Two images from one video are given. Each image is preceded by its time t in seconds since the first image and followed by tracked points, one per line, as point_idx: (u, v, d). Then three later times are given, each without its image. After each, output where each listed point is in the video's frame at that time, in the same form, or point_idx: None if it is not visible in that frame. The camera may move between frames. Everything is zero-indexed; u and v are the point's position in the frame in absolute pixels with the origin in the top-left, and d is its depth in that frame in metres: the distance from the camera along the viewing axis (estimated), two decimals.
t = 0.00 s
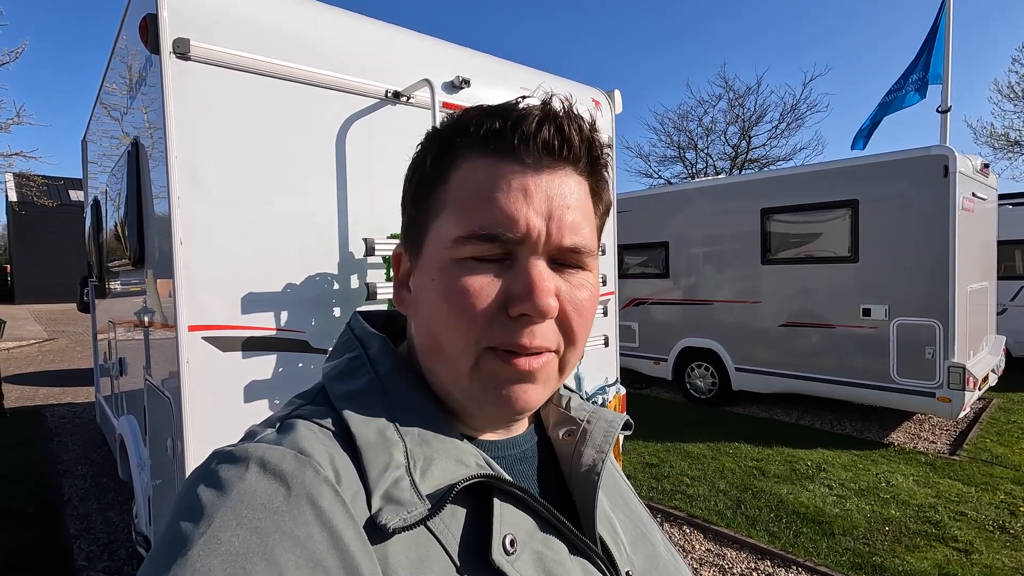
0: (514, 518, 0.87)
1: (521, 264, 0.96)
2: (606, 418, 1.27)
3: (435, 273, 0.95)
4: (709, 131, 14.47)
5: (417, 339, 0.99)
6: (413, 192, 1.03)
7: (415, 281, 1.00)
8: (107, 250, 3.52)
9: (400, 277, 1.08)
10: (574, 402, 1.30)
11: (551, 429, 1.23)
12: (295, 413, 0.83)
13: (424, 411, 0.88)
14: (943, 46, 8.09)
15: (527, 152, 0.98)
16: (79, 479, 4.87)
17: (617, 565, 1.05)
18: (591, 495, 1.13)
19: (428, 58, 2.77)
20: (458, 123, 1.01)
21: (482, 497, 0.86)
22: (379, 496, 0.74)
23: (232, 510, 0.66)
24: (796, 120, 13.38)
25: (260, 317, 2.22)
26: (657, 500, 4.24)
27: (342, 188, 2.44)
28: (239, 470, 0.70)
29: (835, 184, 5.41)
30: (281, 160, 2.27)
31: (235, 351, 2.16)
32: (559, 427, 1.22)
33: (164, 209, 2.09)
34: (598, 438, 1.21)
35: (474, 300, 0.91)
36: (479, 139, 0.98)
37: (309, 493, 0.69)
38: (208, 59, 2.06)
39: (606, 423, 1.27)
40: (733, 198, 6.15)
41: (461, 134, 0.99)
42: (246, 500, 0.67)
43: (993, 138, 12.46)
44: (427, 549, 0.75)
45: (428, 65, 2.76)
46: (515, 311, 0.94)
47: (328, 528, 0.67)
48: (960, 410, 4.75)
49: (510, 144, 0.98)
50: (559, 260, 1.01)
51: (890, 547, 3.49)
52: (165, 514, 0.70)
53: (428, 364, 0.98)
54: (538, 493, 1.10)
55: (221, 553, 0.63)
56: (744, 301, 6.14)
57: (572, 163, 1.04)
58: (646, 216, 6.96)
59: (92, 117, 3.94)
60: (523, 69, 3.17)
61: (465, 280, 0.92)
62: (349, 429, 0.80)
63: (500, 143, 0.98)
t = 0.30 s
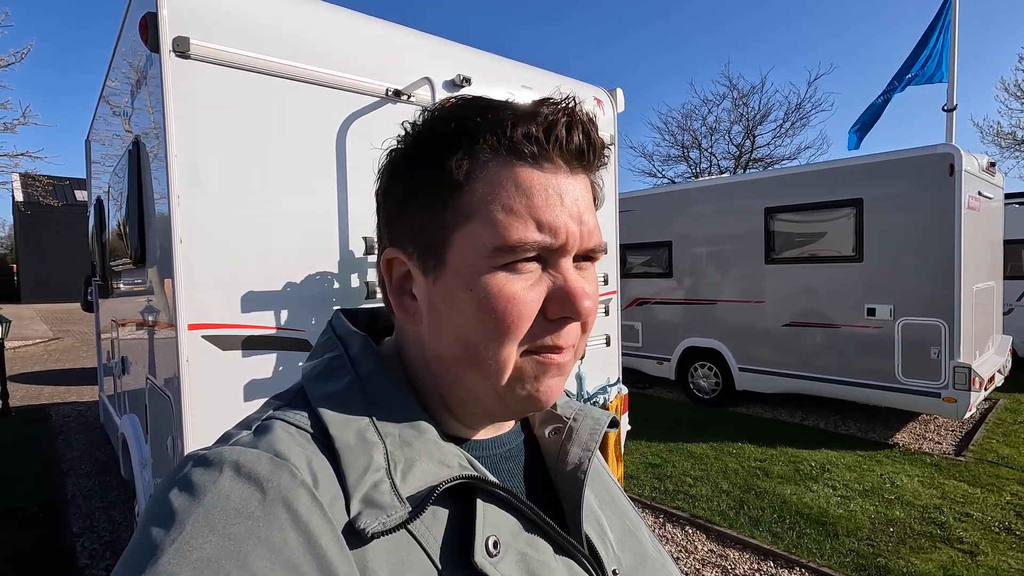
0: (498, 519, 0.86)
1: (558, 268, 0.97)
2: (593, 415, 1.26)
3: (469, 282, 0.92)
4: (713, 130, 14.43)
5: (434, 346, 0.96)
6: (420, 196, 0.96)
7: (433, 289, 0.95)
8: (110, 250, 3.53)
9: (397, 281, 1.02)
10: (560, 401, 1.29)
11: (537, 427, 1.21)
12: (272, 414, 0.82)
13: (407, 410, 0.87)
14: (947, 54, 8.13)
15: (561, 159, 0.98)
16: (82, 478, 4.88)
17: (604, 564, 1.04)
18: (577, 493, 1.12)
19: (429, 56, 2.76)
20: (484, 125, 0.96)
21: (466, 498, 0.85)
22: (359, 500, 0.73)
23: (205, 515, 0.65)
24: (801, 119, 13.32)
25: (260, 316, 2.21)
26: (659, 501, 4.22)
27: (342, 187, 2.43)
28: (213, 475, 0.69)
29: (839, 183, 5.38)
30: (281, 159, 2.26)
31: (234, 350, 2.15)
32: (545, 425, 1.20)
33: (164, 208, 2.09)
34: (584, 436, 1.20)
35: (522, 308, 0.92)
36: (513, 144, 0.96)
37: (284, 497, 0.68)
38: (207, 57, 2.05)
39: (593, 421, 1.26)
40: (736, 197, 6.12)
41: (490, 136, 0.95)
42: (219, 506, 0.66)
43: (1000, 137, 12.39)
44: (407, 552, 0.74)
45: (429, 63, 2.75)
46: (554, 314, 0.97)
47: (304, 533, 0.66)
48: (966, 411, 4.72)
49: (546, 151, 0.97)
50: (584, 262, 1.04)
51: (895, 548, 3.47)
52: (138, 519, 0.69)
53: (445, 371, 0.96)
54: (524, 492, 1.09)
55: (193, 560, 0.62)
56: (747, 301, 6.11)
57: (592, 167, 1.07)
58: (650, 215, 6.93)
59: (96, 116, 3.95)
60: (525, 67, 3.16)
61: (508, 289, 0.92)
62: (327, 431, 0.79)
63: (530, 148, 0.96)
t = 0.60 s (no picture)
0: (490, 519, 0.85)
1: (548, 263, 0.97)
2: (585, 414, 1.26)
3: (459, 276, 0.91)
4: (718, 130, 14.39)
5: (424, 343, 0.96)
6: (410, 193, 0.95)
7: (422, 285, 0.95)
8: (115, 250, 3.55)
9: (387, 279, 1.01)
10: (552, 401, 1.29)
11: (529, 427, 1.21)
12: (261, 417, 0.82)
13: (398, 411, 0.86)
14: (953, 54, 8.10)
15: (550, 153, 0.99)
16: (88, 477, 4.91)
17: (596, 564, 1.03)
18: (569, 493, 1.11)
19: (431, 56, 2.75)
20: (476, 121, 0.97)
21: (457, 499, 0.85)
22: (349, 502, 0.73)
23: (192, 520, 0.65)
24: (807, 119, 13.26)
25: (262, 316, 2.22)
26: (663, 501, 4.21)
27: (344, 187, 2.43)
28: (201, 478, 0.69)
29: (845, 183, 5.35)
30: (282, 158, 2.26)
31: (236, 350, 2.16)
32: (537, 425, 1.20)
33: (166, 209, 2.09)
34: (576, 436, 1.19)
35: (513, 302, 0.92)
36: (503, 139, 0.96)
37: (274, 500, 0.68)
38: (209, 58, 2.06)
39: (585, 420, 1.25)
40: (741, 196, 6.10)
41: (480, 132, 0.96)
42: (207, 510, 0.66)
43: (1008, 136, 12.28)
44: (399, 554, 0.74)
45: (432, 63, 2.75)
46: (544, 308, 0.96)
47: (294, 536, 0.66)
48: (973, 412, 4.68)
49: (536, 146, 0.98)
50: (575, 259, 1.04)
51: (900, 550, 3.44)
52: (125, 524, 0.69)
53: (435, 367, 0.96)
54: (516, 491, 1.08)
55: (181, 565, 0.61)
56: (752, 301, 6.09)
57: (584, 163, 1.07)
58: (654, 215, 6.91)
59: (101, 117, 3.97)
60: (527, 67, 3.15)
61: (500, 283, 0.92)
62: (317, 433, 0.79)
63: (520, 143, 0.96)
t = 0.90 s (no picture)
0: (485, 521, 0.86)
1: (553, 254, 0.99)
2: (579, 416, 1.26)
3: (469, 270, 0.91)
4: (722, 129, 14.34)
5: (429, 339, 0.95)
6: (412, 191, 0.95)
7: (430, 281, 0.94)
8: (120, 250, 3.57)
9: (388, 278, 0.99)
10: (547, 402, 1.29)
11: (524, 428, 1.21)
12: (254, 420, 0.83)
13: (393, 412, 0.86)
14: (962, 53, 8.04)
15: (548, 147, 1.01)
16: (94, 475, 4.94)
17: (591, 565, 1.04)
18: (564, 494, 1.11)
19: (434, 56, 2.75)
20: (477, 117, 0.98)
21: (452, 500, 0.86)
22: (343, 504, 0.73)
23: (185, 524, 0.65)
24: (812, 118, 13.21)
25: (265, 315, 2.22)
26: (666, 501, 4.20)
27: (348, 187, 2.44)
28: (193, 482, 0.69)
29: (850, 182, 5.32)
30: (285, 159, 2.27)
31: (240, 350, 2.17)
32: (532, 426, 1.20)
33: (170, 210, 2.10)
34: (571, 437, 1.19)
35: (524, 292, 0.93)
36: (505, 134, 0.97)
37: (267, 504, 0.68)
38: (212, 59, 2.06)
39: (579, 422, 1.25)
40: (745, 196, 6.07)
41: (483, 128, 0.97)
42: (199, 514, 0.66)
43: (1016, 135, 12.19)
44: (393, 556, 0.74)
45: (434, 63, 2.75)
46: (550, 299, 0.98)
47: (287, 539, 0.66)
48: (979, 413, 4.65)
49: (536, 141, 1.00)
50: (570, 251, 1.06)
51: (905, 552, 3.43)
52: (117, 528, 0.69)
53: (441, 363, 0.95)
54: (512, 493, 1.09)
55: (173, 569, 0.62)
56: (757, 301, 6.06)
57: (577, 159, 1.09)
58: (658, 215, 6.90)
59: (107, 118, 3.99)
60: (530, 67, 3.15)
61: (510, 274, 0.93)
62: (310, 436, 0.79)
63: (524, 140, 0.98)
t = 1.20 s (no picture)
0: (477, 523, 0.87)
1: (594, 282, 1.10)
2: (572, 415, 1.26)
3: (550, 302, 0.98)
4: (727, 128, 14.31)
5: (487, 361, 0.97)
6: (492, 211, 0.92)
7: (505, 307, 0.95)
8: (125, 249, 3.58)
9: (448, 298, 0.94)
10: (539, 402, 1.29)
11: (516, 428, 1.21)
12: (243, 425, 0.83)
13: (387, 415, 0.86)
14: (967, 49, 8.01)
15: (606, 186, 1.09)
16: (99, 473, 4.96)
17: (584, 564, 1.04)
18: (556, 494, 1.12)
19: (437, 56, 2.75)
20: (560, 146, 0.99)
21: (444, 502, 0.87)
22: (335, 510, 0.74)
23: (173, 531, 0.65)
24: (817, 117, 13.15)
25: (268, 315, 2.23)
26: (669, 501, 4.19)
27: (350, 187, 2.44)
28: (181, 488, 0.69)
29: (855, 181, 5.29)
30: (288, 159, 2.28)
31: (242, 348, 2.17)
32: (524, 426, 1.20)
33: (173, 211, 2.11)
34: (563, 437, 1.20)
35: (582, 320, 1.03)
36: (585, 171, 1.02)
37: (256, 510, 0.68)
38: (215, 59, 2.07)
39: (572, 421, 1.26)
40: (750, 196, 6.05)
41: (570, 162, 1.00)
42: (187, 520, 0.66)
43: None
44: (385, 560, 0.75)
45: (437, 62, 2.75)
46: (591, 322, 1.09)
47: (276, 546, 0.67)
48: (985, 413, 4.62)
49: (602, 178, 1.06)
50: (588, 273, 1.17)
51: (909, 553, 3.41)
52: (103, 535, 0.69)
53: (491, 383, 0.98)
54: (504, 493, 1.09)
55: None
56: (761, 301, 6.04)
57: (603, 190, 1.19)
58: (662, 214, 6.88)
59: (112, 118, 4.01)
60: (533, 66, 3.14)
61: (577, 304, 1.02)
62: (301, 440, 0.79)
63: (592, 179, 1.03)
